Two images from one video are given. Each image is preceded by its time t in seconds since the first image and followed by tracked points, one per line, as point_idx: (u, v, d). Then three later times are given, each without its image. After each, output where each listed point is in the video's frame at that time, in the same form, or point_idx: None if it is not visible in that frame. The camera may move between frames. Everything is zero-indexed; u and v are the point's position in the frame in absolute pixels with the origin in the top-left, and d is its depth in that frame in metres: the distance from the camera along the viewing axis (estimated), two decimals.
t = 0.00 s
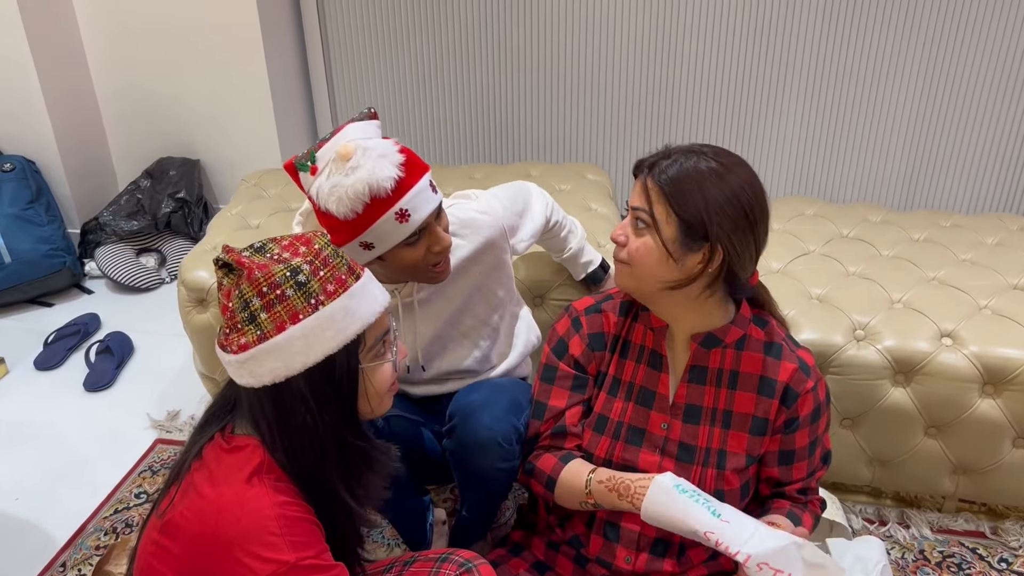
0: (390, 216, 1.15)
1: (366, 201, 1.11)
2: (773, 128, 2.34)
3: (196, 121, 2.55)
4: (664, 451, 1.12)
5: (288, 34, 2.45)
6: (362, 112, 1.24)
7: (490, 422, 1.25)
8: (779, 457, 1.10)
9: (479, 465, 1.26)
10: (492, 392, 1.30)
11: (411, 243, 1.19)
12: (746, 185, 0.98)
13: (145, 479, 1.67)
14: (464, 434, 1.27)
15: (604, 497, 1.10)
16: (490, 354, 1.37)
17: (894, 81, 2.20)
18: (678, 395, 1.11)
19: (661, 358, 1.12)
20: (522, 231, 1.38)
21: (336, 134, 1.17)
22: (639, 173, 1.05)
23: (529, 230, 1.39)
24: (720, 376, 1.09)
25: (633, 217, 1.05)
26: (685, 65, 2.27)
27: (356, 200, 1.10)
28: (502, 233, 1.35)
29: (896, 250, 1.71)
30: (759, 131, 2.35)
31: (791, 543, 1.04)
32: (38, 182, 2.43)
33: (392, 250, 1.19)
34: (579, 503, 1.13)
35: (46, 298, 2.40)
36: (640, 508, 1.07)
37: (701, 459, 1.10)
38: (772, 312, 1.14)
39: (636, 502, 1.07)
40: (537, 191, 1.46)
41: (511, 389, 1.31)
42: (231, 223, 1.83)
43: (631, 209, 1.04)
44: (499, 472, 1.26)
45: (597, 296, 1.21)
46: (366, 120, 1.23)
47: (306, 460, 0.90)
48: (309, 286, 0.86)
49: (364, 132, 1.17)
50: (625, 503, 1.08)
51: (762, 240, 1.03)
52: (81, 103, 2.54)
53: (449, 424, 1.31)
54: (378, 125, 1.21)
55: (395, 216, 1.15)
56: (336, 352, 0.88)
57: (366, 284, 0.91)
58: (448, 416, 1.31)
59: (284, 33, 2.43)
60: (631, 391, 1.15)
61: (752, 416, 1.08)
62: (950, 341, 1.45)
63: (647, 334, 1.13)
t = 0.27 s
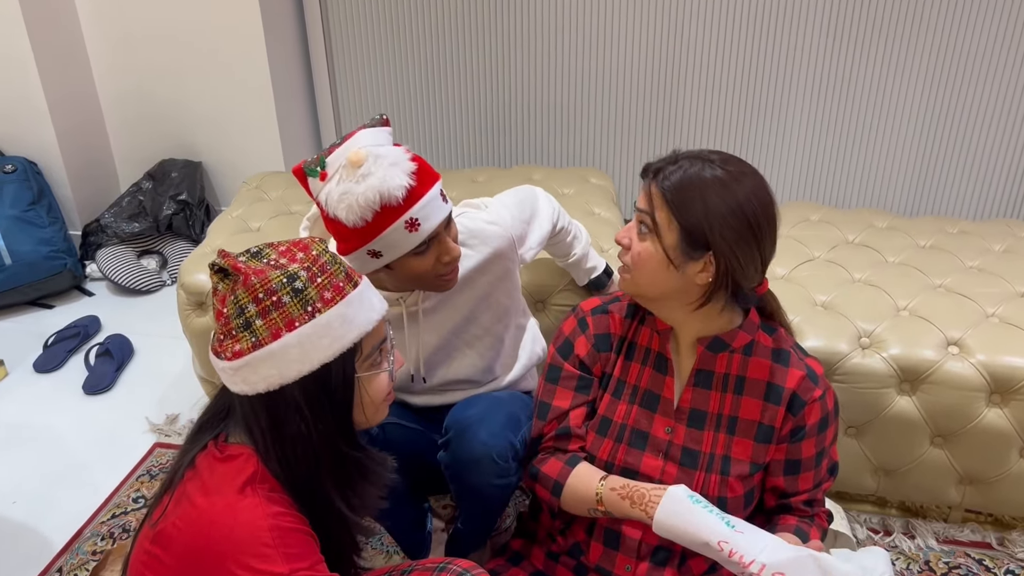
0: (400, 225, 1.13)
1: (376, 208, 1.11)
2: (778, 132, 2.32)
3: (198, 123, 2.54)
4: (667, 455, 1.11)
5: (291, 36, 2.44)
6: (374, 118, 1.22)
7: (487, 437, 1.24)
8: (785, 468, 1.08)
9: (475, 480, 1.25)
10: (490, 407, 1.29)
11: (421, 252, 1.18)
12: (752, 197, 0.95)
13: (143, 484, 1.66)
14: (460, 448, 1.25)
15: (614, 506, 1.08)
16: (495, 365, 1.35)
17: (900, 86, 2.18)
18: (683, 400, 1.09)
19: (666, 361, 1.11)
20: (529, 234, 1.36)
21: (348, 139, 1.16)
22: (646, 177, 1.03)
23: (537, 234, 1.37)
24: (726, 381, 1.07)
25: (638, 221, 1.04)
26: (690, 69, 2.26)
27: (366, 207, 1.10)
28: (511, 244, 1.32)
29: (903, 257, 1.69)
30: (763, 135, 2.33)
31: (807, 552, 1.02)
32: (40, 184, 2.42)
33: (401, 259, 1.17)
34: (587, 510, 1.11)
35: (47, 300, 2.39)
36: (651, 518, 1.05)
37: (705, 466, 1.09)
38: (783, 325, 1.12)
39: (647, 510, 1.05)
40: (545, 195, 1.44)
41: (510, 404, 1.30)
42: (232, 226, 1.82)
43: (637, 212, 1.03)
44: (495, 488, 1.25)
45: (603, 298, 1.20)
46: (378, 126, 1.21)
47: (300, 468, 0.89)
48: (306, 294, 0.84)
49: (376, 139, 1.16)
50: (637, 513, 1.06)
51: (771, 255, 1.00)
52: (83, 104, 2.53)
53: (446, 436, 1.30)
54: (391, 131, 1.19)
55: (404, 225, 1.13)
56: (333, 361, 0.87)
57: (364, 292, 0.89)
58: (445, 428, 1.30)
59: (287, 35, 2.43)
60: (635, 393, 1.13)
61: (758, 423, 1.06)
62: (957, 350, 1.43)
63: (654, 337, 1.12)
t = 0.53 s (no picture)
0: (390, 224, 1.13)
1: (364, 208, 1.10)
2: (781, 136, 2.31)
3: (197, 124, 2.54)
4: (664, 458, 1.10)
5: (291, 37, 2.43)
6: (356, 119, 1.22)
7: (493, 447, 1.23)
8: (786, 481, 1.06)
9: (479, 490, 1.23)
10: (494, 416, 1.27)
11: (412, 252, 1.17)
12: (728, 224, 0.93)
13: (139, 487, 1.65)
14: (465, 458, 1.24)
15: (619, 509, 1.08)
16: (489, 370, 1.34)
17: (904, 91, 2.17)
18: (683, 405, 1.08)
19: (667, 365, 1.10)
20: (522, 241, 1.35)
21: (330, 142, 1.15)
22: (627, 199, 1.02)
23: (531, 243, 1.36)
24: (728, 390, 1.06)
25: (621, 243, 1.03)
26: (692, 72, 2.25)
27: (354, 207, 1.08)
28: (498, 245, 1.31)
29: (905, 263, 1.68)
30: (765, 140, 2.32)
31: None
32: (39, 185, 2.41)
33: (393, 259, 1.17)
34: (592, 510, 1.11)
35: (44, 302, 2.38)
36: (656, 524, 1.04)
37: (702, 472, 1.08)
38: (797, 346, 1.09)
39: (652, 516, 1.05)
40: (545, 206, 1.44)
41: (514, 413, 1.29)
42: (230, 228, 1.81)
43: (618, 236, 1.02)
44: (498, 498, 1.24)
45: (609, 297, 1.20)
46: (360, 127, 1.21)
47: (301, 476, 0.88)
48: (304, 298, 0.83)
49: (358, 140, 1.15)
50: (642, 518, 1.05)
51: (757, 276, 0.97)
52: (82, 105, 2.53)
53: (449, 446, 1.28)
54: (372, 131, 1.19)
55: (394, 224, 1.13)
56: (333, 365, 0.86)
57: (360, 294, 0.88)
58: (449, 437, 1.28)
59: (288, 37, 2.42)
60: (636, 395, 1.12)
61: (759, 434, 1.05)
62: (960, 357, 1.41)
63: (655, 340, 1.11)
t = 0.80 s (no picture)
0: (343, 233, 1.10)
1: (315, 221, 1.05)
2: (781, 141, 2.30)
3: (199, 125, 2.53)
4: (666, 462, 1.09)
5: (293, 39, 2.43)
6: (286, 134, 1.17)
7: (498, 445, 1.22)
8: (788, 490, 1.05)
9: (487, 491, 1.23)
10: (495, 415, 1.26)
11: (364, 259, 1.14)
12: (745, 229, 0.92)
13: (136, 489, 1.65)
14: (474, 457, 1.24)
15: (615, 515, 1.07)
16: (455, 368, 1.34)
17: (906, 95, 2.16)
18: (688, 409, 1.07)
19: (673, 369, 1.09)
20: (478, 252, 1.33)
21: (266, 160, 1.10)
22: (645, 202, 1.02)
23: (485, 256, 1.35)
24: (734, 396, 1.05)
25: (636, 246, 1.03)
26: (693, 76, 2.24)
27: (305, 222, 1.04)
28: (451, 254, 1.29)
29: (907, 268, 1.67)
30: (766, 143, 2.32)
31: None
32: (39, 185, 2.41)
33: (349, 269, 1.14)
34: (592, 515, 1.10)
35: (45, 302, 2.38)
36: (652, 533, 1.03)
37: (704, 477, 1.07)
38: (805, 356, 1.10)
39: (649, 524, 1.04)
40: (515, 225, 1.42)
41: (515, 412, 1.28)
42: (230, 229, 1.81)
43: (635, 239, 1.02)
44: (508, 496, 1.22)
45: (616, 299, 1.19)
46: (291, 140, 1.17)
47: (321, 477, 0.86)
48: (338, 300, 0.82)
49: (295, 153, 1.10)
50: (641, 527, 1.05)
51: (771, 283, 0.97)
52: (84, 106, 2.53)
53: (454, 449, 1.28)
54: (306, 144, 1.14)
55: (347, 232, 1.10)
56: (360, 369, 0.84)
57: (383, 298, 0.88)
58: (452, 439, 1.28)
59: (290, 38, 2.42)
60: (640, 397, 1.11)
61: (762, 441, 1.04)
62: (962, 363, 1.40)
63: (662, 343, 1.10)
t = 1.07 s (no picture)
0: (297, 235, 1.06)
1: (269, 221, 1.02)
2: (782, 145, 2.30)
3: (200, 128, 2.54)
4: (665, 467, 1.09)
5: (295, 42, 2.44)
6: (252, 130, 1.15)
7: (487, 446, 1.25)
8: (787, 496, 1.05)
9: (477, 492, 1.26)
10: (480, 415, 1.27)
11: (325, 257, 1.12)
12: (746, 235, 0.92)
13: (135, 491, 1.65)
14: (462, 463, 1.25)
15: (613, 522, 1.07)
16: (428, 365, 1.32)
17: (907, 100, 2.16)
18: (687, 414, 1.07)
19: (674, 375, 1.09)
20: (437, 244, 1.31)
21: (228, 156, 1.07)
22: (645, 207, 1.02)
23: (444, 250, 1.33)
24: (733, 402, 1.05)
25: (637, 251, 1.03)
26: (694, 80, 2.24)
27: (258, 221, 1.01)
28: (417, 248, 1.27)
29: (906, 274, 1.67)
30: (766, 148, 2.32)
31: None
32: (40, 187, 2.42)
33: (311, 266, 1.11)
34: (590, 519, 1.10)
35: (45, 304, 2.39)
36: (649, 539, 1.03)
37: (703, 482, 1.07)
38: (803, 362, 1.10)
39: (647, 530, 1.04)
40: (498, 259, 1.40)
41: (497, 407, 1.30)
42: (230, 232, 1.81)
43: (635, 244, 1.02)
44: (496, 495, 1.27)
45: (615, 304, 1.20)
46: (257, 137, 1.14)
47: (320, 488, 0.87)
48: (330, 311, 0.82)
49: (257, 151, 1.08)
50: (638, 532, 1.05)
51: (771, 290, 0.97)
52: (85, 107, 2.53)
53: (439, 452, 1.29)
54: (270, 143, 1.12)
55: (301, 234, 1.07)
56: (358, 377, 0.86)
57: (377, 305, 0.89)
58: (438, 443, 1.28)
59: (291, 41, 2.42)
60: (640, 403, 1.11)
61: (761, 447, 1.04)
62: (961, 370, 1.41)
63: (662, 349, 1.10)
